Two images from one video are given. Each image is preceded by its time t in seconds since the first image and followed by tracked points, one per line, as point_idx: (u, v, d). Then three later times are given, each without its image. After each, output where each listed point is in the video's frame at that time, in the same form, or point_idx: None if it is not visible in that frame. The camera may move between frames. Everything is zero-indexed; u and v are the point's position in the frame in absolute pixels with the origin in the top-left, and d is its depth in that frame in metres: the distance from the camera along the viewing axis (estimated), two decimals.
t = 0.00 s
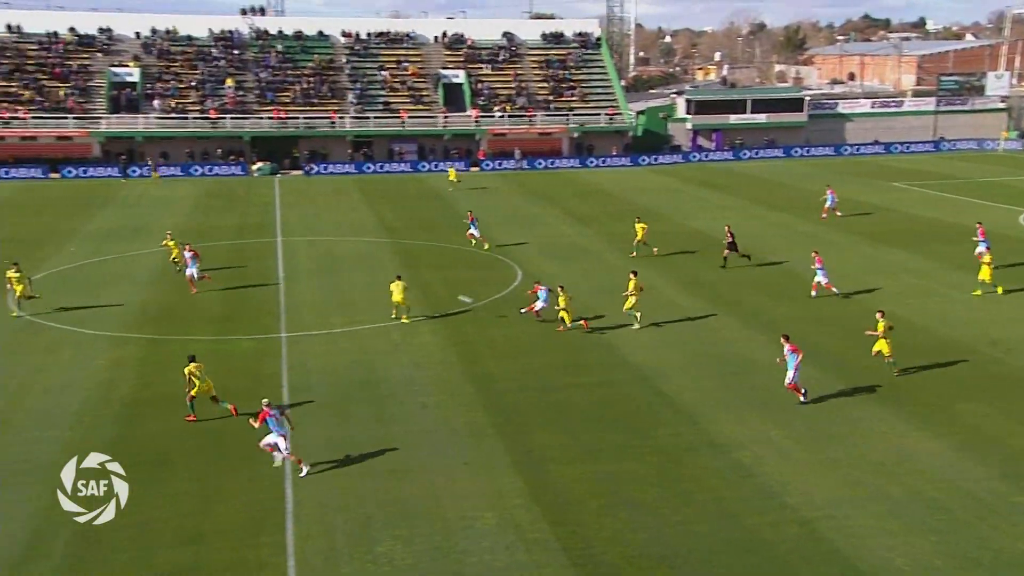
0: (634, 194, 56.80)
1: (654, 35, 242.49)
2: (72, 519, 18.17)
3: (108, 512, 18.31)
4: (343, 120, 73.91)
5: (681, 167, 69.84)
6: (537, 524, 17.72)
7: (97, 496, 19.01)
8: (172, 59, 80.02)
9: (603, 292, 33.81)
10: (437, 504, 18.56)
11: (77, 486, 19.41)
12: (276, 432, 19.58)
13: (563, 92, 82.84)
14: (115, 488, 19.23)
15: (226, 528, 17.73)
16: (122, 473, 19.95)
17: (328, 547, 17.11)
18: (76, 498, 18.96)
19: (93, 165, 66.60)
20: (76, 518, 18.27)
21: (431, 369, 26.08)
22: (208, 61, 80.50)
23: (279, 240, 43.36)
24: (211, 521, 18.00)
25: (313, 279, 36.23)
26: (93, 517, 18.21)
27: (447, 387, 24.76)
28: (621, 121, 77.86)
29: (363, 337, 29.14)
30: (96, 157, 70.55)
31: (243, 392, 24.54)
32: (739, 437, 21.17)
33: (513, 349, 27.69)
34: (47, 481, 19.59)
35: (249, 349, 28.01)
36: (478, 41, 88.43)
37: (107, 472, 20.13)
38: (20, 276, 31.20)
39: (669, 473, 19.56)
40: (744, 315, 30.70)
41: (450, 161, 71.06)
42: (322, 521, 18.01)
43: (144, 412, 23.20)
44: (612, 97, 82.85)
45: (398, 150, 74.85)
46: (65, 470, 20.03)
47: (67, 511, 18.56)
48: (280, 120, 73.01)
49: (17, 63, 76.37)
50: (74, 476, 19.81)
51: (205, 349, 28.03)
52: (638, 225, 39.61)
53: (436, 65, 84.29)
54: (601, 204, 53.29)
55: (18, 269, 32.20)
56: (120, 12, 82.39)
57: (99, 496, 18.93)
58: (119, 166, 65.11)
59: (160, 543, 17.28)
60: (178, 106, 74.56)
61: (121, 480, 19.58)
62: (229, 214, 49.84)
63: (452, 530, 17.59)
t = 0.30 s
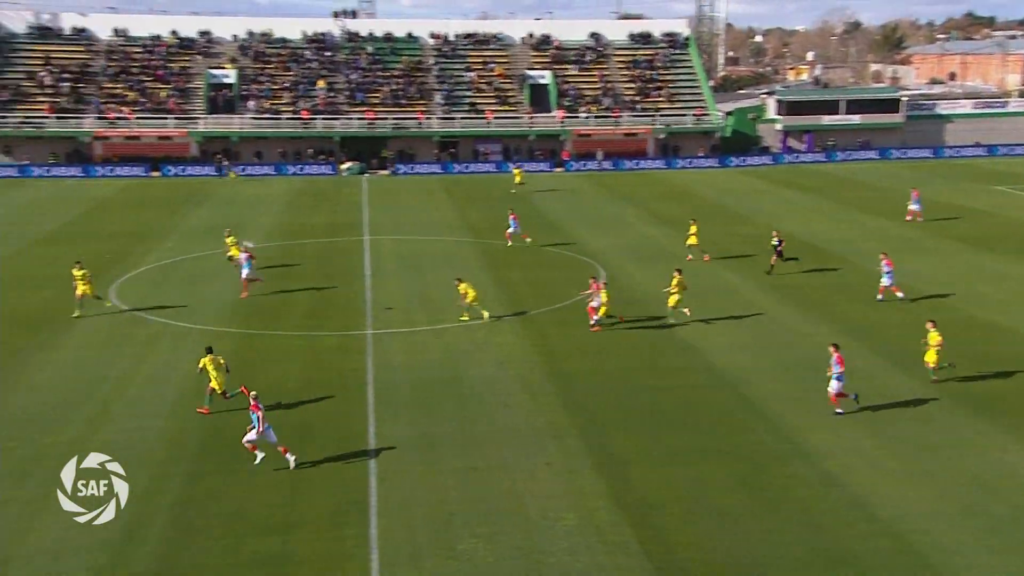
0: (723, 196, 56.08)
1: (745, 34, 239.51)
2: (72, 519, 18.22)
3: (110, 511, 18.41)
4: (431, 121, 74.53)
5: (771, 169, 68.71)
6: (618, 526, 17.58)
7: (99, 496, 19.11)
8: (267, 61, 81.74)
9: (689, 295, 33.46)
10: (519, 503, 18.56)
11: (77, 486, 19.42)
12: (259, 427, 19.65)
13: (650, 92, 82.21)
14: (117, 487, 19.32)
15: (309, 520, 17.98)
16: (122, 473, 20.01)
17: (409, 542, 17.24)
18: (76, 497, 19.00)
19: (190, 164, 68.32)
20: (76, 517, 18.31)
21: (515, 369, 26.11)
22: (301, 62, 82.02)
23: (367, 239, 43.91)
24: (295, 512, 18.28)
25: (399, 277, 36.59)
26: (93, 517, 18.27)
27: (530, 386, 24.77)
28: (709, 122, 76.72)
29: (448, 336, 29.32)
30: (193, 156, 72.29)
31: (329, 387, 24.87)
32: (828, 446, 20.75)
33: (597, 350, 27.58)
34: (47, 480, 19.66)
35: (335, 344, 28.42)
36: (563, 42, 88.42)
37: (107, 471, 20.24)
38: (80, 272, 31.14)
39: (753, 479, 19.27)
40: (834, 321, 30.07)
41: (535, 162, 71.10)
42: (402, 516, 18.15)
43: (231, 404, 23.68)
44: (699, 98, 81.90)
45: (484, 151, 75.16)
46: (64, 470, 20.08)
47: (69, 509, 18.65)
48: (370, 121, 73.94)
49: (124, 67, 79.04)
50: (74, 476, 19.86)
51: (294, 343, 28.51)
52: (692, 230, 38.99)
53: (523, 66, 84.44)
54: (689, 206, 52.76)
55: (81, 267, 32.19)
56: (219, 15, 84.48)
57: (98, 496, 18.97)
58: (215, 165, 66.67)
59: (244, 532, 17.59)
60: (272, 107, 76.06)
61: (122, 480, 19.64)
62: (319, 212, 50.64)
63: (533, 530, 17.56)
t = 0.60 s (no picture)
0: (894, 204, 54.07)
1: (923, 35, 230.18)
2: (73, 519, 18.72)
3: (110, 511, 18.96)
4: (590, 126, 74.63)
5: (947, 177, 65.73)
6: (776, 543, 17.24)
7: (99, 495, 19.68)
8: (433, 67, 83.69)
9: (855, 308, 32.46)
10: (674, 513, 18.41)
11: (77, 486, 20.00)
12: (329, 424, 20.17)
13: (819, 95, 79.85)
14: (116, 487, 19.90)
15: (464, 516, 18.36)
16: (121, 474, 20.65)
17: (562, 545, 17.37)
18: (77, 497, 19.56)
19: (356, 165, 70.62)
20: (76, 517, 18.84)
21: (672, 376, 25.94)
22: (465, 68, 83.57)
23: (525, 242, 44.44)
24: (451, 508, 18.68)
25: (557, 281, 36.86)
26: (93, 517, 18.79)
27: (687, 395, 24.57)
28: (881, 127, 73.87)
29: (604, 340, 29.39)
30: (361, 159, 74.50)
31: (486, 387, 25.30)
32: (1002, 472, 19.79)
33: (757, 361, 27.10)
34: (49, 479, 20.28)
35: (491, 345, 28.90)
36: (728, 44, 87.04)
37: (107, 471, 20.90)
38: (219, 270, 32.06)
39: (919, 503, 18.56)
40: (1013, 339, 28.60)
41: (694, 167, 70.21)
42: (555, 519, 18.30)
43: (389, 400, 24.40)
44: (871, 102, 79.04)
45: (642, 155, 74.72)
46: (65, 470, 20.72)
47: (70, 508, 19.23)
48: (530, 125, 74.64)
49: (299, 74, 82.54)
50: (75, 476, 20.49)
51: (452, 342, 29.14)
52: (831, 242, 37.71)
53: (686, 69, 83.58)
54: (857, 215, 51.12)
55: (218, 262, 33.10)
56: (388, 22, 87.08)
57: (98, 496, 19.52)
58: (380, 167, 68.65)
59: (401, 525, 18.10)
60: (435, 112, 77.85)
61: (121, 481, 20.22)
62: (480, 215, 51.52)
63: (686, 541, 17.44)
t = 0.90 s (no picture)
0: None
1: None
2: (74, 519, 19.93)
3: (112, 508, 20.28)
4: (783, 144, 72.89)
5: None
6: None
7: (98, 494, 21.05)
8: (623, 85, 84.04)
9: None
10: (861, 551, 17.89)
11: (79, 486, 21.38)
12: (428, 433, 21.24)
13: None
14: (115, 486, 21.27)
15: (645, 538, 18.42)
16: (120, 474, 22.12)
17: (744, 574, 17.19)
18: (77, 497, 20.90)
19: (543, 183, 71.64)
20: (78, 517, 20.08)
21: (863, 407, 25.16)
22: (653, 86, 83.47)
23: (710, 262, 44.01)
24: (632, 528, 18.79)
25: (743, 303, 36.32)
26: (94, 516, 20.05)
27: (879, 427, 23.78)
28: None
29: (791, 366, 28.77)
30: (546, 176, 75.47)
31: (670, 408, 25.25)
32: None
33: (956, 394, 25.91)
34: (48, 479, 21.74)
35: (675, 366, 28.80)
36: (940, 60, 83.16)
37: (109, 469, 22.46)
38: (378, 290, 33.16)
39: None
40: None
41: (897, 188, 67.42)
42: (738, 547, 18.12)
43: (570, 416, 24.74)
44: None
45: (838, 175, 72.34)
46: (68, 470, 22.14)
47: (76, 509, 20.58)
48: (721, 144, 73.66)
49: (492, 94, 84.62)
50: (75, 476, 21.94)
51: (635, 361, 29.20)
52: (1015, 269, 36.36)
53: (889, 86, 80.46)
54: None
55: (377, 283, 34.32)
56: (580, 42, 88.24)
57: (99, 495, 20.86)
58: (566, 185, 69.34)
59: (581, 542, 18.36)
60: (622, 130, 78.23)
61: (119, 480, 21.64)
62: (665, 233, 51.37)
63: None
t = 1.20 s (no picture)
0: None
1: None
2: (74, 519, 22.48)
3: (111, 509, 22.86)
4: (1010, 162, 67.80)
5: None
6: None
7: (99, 494, 23.82)
8: (831, 100, 81.34)
9: None
10: None
11: (81, 489, 24.11)
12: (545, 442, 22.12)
13: None
14: (112, 487, 24.13)
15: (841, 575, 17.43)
16: (118, 476, 25.07)
17: None
18: (78, 498, 23.62)
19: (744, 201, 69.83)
20: (79, 517, 22.66)
21: None
22: (864, 100, 80.21)
23: (923, 287, 41.56)
24: (826, 564, 17.84)
25: (960, 332, 33.99)
26: (94, 516, 22.57)
27: None
28: None
29: (1014, 402, 26.62)
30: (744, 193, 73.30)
31: (875, 440, 23.84)
32: None
33: None
34: (53, 478, 24.85)
35: (882, 396, 27.20)
36: None
37: (107, 470, 25.67)
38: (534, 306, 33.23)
39: None
40: None
41: None
42: None
43: (766, 443, 23.77)
44: None
45: None
46: (72, 476, 24.93)
47: (78, 508, 23.36)
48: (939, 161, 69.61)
49: (691, 109, 83.80)
50: (72, 477, 24.95)
51: (838, 390, 27.77)
52: None
53: None
54: None
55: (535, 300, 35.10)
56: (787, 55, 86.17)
57: (97, 496, 23.62)
58: (767, 203, 67.28)
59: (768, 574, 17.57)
60: (828, 147, 75.74)
61: (118, 481, 24.54)
62: (874, 255, 48.97)
63: None
